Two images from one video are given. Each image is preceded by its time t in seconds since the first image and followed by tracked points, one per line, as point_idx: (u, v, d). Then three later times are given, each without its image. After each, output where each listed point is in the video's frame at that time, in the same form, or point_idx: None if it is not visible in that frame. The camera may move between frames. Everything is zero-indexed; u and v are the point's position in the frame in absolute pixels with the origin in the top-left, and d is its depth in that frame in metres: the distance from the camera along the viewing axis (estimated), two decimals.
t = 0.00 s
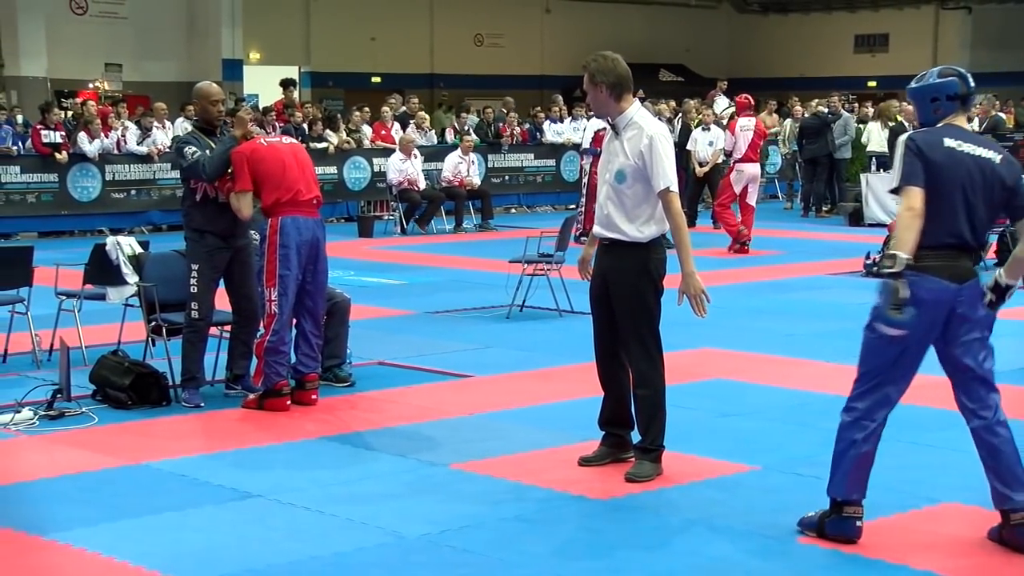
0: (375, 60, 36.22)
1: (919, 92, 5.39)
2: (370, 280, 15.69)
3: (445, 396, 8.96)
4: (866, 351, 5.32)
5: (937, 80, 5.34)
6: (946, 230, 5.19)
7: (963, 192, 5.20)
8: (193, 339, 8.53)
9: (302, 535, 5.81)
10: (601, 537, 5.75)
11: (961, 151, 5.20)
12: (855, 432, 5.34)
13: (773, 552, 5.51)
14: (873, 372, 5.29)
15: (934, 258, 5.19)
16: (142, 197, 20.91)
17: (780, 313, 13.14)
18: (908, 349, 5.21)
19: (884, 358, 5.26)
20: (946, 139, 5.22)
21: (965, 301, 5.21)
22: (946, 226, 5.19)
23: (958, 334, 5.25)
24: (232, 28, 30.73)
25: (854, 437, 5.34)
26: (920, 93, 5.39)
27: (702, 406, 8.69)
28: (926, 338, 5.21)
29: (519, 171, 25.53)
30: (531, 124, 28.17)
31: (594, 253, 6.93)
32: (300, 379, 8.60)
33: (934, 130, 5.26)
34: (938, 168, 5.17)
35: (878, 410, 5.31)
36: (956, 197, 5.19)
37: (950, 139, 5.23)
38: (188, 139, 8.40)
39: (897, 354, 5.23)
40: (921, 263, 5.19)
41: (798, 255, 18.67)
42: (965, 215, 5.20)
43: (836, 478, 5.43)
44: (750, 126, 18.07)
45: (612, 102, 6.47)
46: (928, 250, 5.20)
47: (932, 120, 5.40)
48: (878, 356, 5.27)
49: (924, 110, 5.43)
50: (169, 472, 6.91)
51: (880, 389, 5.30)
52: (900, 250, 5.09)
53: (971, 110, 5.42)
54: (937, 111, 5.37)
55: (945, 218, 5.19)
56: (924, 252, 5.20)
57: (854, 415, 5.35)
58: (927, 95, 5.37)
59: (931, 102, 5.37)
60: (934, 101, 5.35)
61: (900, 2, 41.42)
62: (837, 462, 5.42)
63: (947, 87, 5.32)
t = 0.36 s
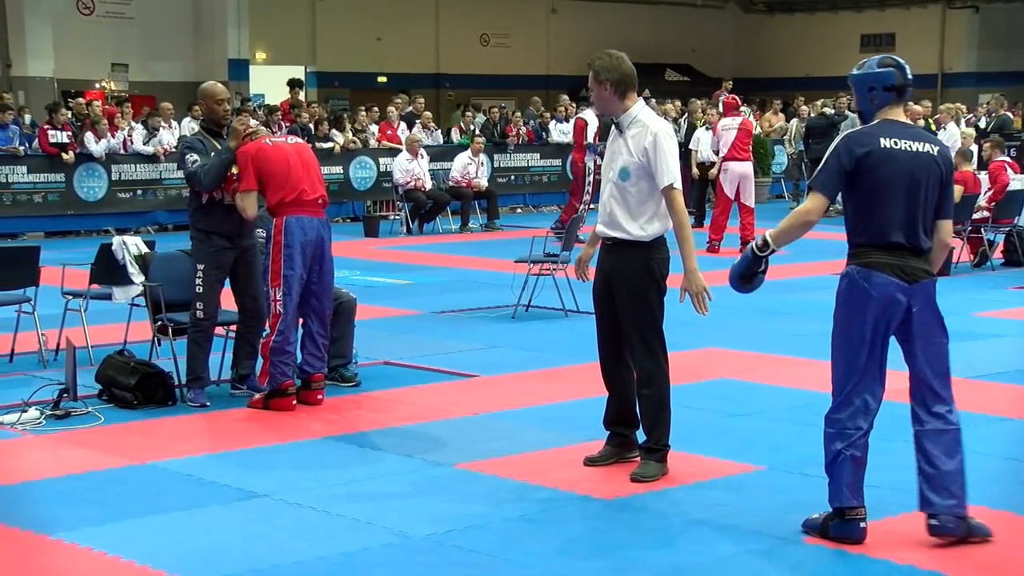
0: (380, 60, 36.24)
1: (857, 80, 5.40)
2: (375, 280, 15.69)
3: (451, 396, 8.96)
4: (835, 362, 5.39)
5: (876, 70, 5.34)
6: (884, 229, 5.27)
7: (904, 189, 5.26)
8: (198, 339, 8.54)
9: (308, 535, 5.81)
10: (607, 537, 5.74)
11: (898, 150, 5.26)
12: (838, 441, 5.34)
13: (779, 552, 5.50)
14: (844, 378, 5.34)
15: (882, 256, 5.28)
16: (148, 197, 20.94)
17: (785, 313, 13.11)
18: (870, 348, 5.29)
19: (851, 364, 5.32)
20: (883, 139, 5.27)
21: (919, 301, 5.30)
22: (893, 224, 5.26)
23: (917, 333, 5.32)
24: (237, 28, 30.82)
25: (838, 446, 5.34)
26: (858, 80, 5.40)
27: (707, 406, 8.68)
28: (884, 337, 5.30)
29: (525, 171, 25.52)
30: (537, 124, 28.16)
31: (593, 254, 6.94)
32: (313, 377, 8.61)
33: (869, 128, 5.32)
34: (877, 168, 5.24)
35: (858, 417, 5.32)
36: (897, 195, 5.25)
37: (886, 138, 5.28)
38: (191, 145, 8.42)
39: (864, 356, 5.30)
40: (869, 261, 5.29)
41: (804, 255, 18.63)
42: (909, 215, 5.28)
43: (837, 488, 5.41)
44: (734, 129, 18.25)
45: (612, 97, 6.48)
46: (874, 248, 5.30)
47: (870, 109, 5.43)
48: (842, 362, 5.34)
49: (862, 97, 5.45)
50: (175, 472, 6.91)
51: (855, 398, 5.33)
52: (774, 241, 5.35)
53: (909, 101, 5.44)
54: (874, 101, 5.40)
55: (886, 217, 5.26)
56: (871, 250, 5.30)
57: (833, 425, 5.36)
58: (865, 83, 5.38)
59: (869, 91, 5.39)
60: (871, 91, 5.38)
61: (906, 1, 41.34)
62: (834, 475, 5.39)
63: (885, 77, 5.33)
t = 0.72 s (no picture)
0: (379, 60, 36.26)
1: (832, 78, 5.37)
2: (374, 280, 15.69)
3: (450, 396, 8.96)
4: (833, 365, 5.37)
5: (850, 68, 5.30)
6: (881, 232, 5.28)
7: (894, 190, 5.24)
8: (196, 340, 8.53)
9: (307, 535, 5.80)
10: (607, 536, 5.74)
11: (880, 153, 5.22)
12: (838, 445, 5.34)
13: (778, 552, 5.50)
14: (843, 381, 5.33)
15: (877, 257, 5.28)
16: (147, 197, 20.94)
17: (783, 313, 13.11)
18: (869, 350, 5.29)
19: (849, 366, 5.31)
20: (864, 146, 5.23)
21: (915, 300, 5.32)
22: (886, 225, 5.27)
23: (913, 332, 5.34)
24: (237, 27, 30.87)
25: (838, 450, 5.34)
26: (834, 78, 5.37)
27: (707, 406, 8.67)
28: (881, 338, 5.30)
29: (523, 170, 25.50)
30: (535, 124, 28.17)
31: (585, 254, 6.95)
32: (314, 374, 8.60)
33: (852, 132, 5.29)
34: (865, 171, 5.21)
35: (859, 421, 5.31)
36: (887, 195, 5.23)
37: (866, 143, 5.24)
38: (186, 150, 8.41)
39: (862, 358, 5.29)
40: (865, 262, 5.28)
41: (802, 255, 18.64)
42: (903, 215, 5.27)
43: (837, 490, 5.41)
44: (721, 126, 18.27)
45: (611, 97, 6.47)
46: (869, 249, 5.29)
47: (844, 107, 5.40)
48: (841, 365, 5.34)
49: (838, 95, 5.41)
50: (174, 472, 6.91)
51: (856, 401, 5.31)
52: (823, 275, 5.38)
53: (885, 98, 5.39)
54: (847, 98, 5.36)
55: (881, 219, 5.26)
56: (864, 251, 5.30)
57: (836, 430, 5.35)
58: (840, 80, 5.34)
59: (843, 89, 5.36)
60: (845, 88, 5.34)
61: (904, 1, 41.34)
62: (835, 477, 5.39)
63: (859, 75, 5.28)
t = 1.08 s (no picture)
0: (375, 60, 36.25)
1: (877, 81, 5.31)
2: (369, 281, 15.69)
3: (446, 396, 8.96)
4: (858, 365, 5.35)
5: (896, 71, 5.25)
6: (924, 234, 5.24)
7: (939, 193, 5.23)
8: (192, 342, 8.51)
9: (303, 535, 5.80)
10: (602, 537, 5.74)
11: (928, 155, 5.21)
12: (852, 443, 5.33)
13: (773, 552, 5.50)
14: (865, 382, 5.30)
15: (916, 261, 5.24)
16: (142, 197, 20.92)
17: (779, 313, 13.12)
18: (895, 353, 5.23)
19: (873, 366, 5.27)
20: (913, 147, 5.21)
21: (953, 306, 5.26)
22: (929, 229, 5.23)
23: (949, 341, 5.26)
24: (232, 28, 30.83)
25: (850, 448, 5.32)
26: (878, 82, 5.32)
27: (702, 407, 8.67)
28: (915, 343, 5.23)
29: (518, 171, 25.50)
30: (530, 124, 28.19)
31: (576, 255, 6.96)
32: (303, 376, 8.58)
33: (900, 133, 5.24)
34: (912, 173, 5.18)
35: (874, 422, 5.29)
36: (930, 197, 5.21)
37: (915, 145, 5.21)
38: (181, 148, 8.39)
39: (886, 360, 5.24)
40: (905, 267, 5.23)
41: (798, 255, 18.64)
42: (943, 218, 5.24)
43: (841, 488, 5.42)
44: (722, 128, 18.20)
45: (603, 97, 6.48)
46: (905, 252, 5.26)
47: (888, 110, 5.35)
48: (865, 365, 5.31)
49: (881, 98, 5.36)
50: (170, 473, 6.91)
51: (874, 404, 5.28)
52: (855, 269, 5.17)
53: (929, 101, 5.35)
54: (892, 101, 5.30)
55: (925, 223, 5.23)
56: (905, 256, 5.25)
57: (853, 429, 5.33)
58: (885, 84, 5.30)
59: (888, 92, 5.30)
60: (890, 91, 5.29)
61: (899, 2, 41.38)
62: (842, 476, 5.39)
63: (905, 78, 5.24)
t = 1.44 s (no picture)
0: (371, 60, 36.26)
1: (923, 81, 5.25)
2: (365, 281, 15.69)
3: (441, 397, 8.95)
4: (880, 364, 5.27)
5: (944, 71, 5.19)
6: (957, 232, 5.13)
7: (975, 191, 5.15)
8: (187, 342, 8.50)
9: (298, 535, 5.80)
10: (597, 537, 5.74)
11: (967, 150, 5.15)
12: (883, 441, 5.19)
13: (769, 552, 5.50)
14: (889, 379, 5.22)
15: (949, 261, 5.14)
16: (138, 197, 20.93)
17: (774, 313, 13.14)
18: (922, 351, 5.15)
19: (897, 363, 5.19)
20: (951, 140, 5.14)
21: (980, 308, 5.18)
22: (967, 231, 5.13)
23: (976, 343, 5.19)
24: (227, 28, 30.72)
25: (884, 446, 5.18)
26: (924, 81, 5.25)
27: (698, 407, 8.68)
28: (941, 343, 5.15)
29: (514, 171, 25.51)
30: (525, 124, 28.22)
31: (569, 256, 6.96)
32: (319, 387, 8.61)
33: (942, 129, 5.18)
34: (951, 172, 5.11)
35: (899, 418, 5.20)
36: (966, 197, 5.13)
37: (954, 138, 5.16)
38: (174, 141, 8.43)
39: (910, 358, 5.17)
40: (936, 266, 5.13)
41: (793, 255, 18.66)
42: (980, 220, 5.16)
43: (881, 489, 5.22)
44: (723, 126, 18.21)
45: (598, 96, 6.49)
46: (939, 251, 5.14)
47: (934, 111, 5.28)
48: (888, 364, 5.22)
49: (926, 99, 5.29)
50: (165, 473, 6.90)
51: (897, 402, 5.21)
52: (903, 250, 5.06)
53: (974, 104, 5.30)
54: (939, 103, 5.25)
55: (962, 222, 5.13)
56: (938, 255, 5.14)
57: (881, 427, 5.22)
58: (931, 84, 5.23)
59: (934, 93, 5.24)
60: (937, 92, 5.23)
61: (895, 3, 41.45)
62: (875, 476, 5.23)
63: (954, 78, 5.18)
